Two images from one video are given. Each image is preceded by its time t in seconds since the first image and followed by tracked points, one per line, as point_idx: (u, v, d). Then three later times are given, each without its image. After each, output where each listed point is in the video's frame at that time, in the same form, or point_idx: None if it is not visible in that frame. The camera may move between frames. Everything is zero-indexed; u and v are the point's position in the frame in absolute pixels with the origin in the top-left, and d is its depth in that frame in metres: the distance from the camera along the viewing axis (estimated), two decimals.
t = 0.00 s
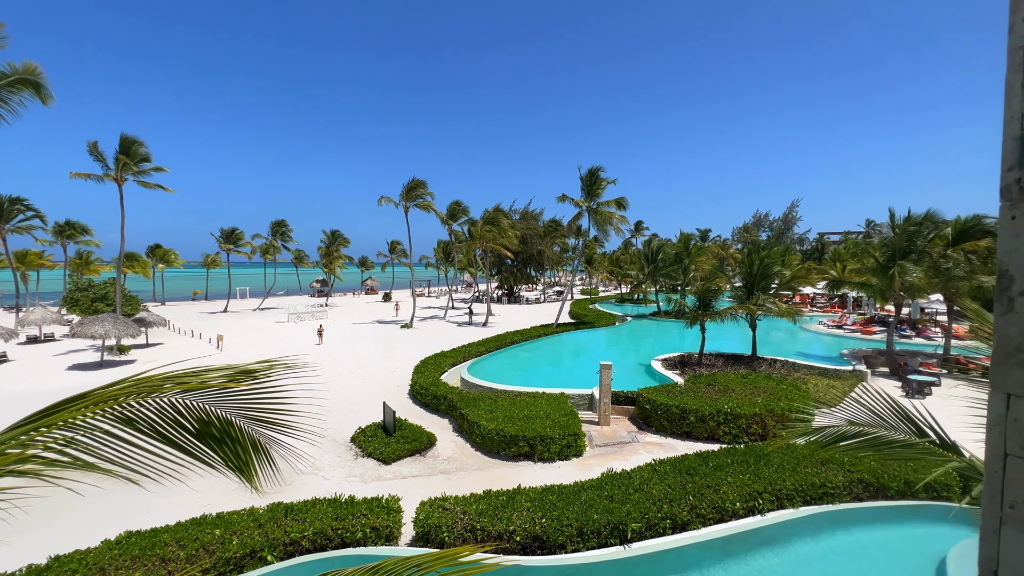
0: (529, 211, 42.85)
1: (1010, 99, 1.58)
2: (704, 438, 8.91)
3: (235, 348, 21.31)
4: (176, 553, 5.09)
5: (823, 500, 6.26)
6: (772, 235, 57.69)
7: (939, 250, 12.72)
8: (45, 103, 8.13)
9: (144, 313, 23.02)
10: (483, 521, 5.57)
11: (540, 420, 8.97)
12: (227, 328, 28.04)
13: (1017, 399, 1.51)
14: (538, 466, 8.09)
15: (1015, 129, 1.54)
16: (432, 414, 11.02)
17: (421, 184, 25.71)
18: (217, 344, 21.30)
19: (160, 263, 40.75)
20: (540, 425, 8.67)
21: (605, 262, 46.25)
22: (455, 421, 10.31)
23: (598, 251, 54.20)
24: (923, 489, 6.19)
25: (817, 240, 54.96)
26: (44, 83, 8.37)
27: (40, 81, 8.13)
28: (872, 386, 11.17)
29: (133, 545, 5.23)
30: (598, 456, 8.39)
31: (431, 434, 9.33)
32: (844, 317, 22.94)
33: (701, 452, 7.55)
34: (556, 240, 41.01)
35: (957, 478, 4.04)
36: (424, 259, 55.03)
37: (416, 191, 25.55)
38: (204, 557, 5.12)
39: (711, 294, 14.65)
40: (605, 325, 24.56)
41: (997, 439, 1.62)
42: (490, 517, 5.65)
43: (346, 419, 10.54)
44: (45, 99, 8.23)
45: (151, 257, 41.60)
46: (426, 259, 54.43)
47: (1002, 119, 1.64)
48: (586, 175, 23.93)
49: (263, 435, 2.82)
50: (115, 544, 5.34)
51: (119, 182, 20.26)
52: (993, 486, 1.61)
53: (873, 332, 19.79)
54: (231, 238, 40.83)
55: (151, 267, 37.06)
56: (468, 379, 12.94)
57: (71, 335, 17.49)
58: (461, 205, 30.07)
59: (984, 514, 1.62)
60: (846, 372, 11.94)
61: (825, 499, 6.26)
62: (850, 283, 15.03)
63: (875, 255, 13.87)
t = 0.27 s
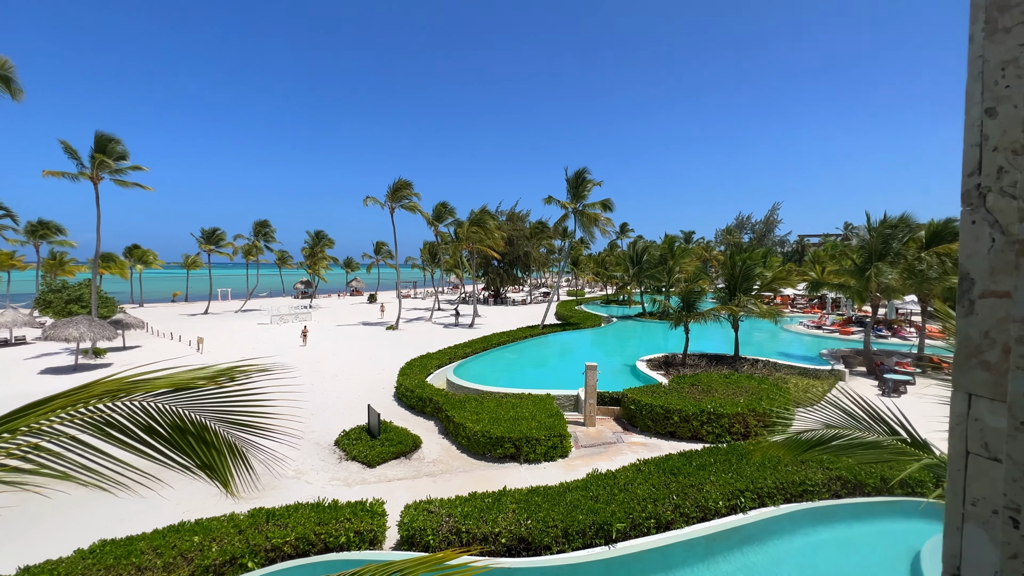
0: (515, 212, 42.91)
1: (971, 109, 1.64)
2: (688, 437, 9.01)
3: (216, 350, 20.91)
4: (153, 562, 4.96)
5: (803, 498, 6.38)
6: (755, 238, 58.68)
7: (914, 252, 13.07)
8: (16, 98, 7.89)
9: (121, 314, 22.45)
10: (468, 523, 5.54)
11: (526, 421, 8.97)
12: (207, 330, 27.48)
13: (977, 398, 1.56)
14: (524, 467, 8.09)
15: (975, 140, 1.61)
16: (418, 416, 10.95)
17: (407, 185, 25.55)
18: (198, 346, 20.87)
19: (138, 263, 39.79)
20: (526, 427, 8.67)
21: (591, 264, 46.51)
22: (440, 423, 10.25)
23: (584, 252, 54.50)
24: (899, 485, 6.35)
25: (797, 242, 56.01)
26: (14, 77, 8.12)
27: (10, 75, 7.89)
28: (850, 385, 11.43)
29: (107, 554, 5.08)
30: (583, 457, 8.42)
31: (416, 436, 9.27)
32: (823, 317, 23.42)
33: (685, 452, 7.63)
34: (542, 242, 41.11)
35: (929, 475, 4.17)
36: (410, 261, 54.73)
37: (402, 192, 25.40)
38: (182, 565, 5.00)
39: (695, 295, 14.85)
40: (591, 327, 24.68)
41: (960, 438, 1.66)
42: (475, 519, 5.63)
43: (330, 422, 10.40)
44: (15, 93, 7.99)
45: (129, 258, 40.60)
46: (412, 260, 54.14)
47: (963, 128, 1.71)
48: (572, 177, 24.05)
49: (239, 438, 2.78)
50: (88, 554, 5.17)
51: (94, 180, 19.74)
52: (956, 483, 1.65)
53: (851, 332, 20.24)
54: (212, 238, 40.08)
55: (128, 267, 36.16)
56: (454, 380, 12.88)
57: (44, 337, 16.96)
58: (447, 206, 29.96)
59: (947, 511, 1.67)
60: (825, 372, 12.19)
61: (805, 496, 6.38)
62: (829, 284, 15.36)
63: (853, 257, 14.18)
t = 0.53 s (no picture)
0: (506, 213, 42.91)
1: (947, 112, 1.67)
2: (678, 437, 9.07)
3: (204, 353, 20.64)
4: (137, 568, 4.88)
5: (791, 496, 6.45)
6: (743, 239, 59.33)
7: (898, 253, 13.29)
8: None
9: (106, 317, 22.08)
10: (460, 525, 5.52)
11: (517, 422, 8.96)
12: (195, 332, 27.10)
13: (953, 398, 1.59)
14: (515, 468, 8.09)
15: (950, 144, 1.65)
16: (409, 418, 10.90)
17: (397, 186, 25.45)
18: (185, 349, 20.57)
19: (124, 265, 39.18)
20: (517, 427, 8.67)
21: (582, 264, 46.61)
22: (431, 425, 10.22)
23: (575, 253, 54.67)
24: (884, 482, 6.45)
25: (785, 243, 56.72)
26: None
27: None
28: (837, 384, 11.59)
29: (90, 561, 4.98)
30: (574, 457, 8.44)
31: (408, 438, 9.25)
32: (810, 317, 23.72)
33: (675, 451, 7.68)
34: (534, 243, 41.15)
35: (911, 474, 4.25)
36: (401, 262, 54.51)
37: (392, 193, 25.31)
38: (168, 571, 4.93)
39: (684, 296, 14.96)
40: (582, 327, 24.77)
41: (937, 436, 1.69)
42: (467, 520, 5.62)
43: (320, 425, 10.32)
44: None
45: (114, 259, 39.91)
46: (403, 261, 53.94)
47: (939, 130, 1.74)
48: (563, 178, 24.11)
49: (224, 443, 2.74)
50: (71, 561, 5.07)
51: (78, 180, 19.38)
52: (933, 481, 1.68)
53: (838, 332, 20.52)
54: (199, 240, 39.57)
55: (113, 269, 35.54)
56: (446, 382, 12.85)
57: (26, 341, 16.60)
58: (438, 207, 29.86)
59: (926, 509, 1.70)
60: (813, 371, 12.34)
61: (793, 494, 6.46)
62: (816, 284, 15.56)
63: (839, 258, 14.37)
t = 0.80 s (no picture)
0: (502, 214, 42.93)
1: (937, 111, 1.71)
2: (675, 436, 9.10)
3: (199, 355, 20.53)
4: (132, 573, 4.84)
5: (788, 495, 6.48)
6: (738, 238, 59.62)
7: (891, 252, 13.39)
8: None
9: (99, 320, 21.89)
10: (457, 526, 5.52)
11: (514, 423, 8.96)
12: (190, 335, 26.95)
13: (944, 394, 1.61)
14: (512, 469, 8.09)
15: (939, 143, 1.68)
16: (405, 419, 10.88)
17: (393, 187, 25.41)
18: (180, 352, 20.45)
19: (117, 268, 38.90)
20: (514, 428, 8.67)
21: (578, 264, 46.66)
22: (428, 426, 10.20)
23: (571, 253, 54.74)
24: (879, 480, 6.48)
25: (780, 242, 56.98)
26: None
27: None
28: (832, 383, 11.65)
29: (84, 566, 4.94)
30: (572, 458, 8.45)
31: (404, 439, 9.23)
32: (805, 316, 23.84)
33: (671, 451, 7.70)
34: (530, 243, 41.17)
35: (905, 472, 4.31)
36: (397, 263, 54.39)
37: (388, 194, 25.26)
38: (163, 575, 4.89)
39: (680, 296, 15.01)
40: (578, 328, 24.81)
41: (929, 433, 1.71)
42: (464, 522, 5.60)
43: (316, 427, 10.28)
44: None
45: (108, 262, 39.60)
46: (399, 262, 53.82)
47: (930, 129, 1.77)
48: (559, 179, 24.15)
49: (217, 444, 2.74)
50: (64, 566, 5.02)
51: (71, 182, 19.23)
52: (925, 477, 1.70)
53: (833, 331, 20.64)
54: (194, 242, 39.37)
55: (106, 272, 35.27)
56: (442, 383, 12.83)
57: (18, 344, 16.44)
58: (434, 208, 29.82)
59: (918, 506, 1.71)
60: (807, 370, 12.41)
61: (789, 493, 6.49)
62: (811, 284, 15.66)
63: (833, 257, 14.47)
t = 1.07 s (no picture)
0: (501, 214, 42.94)
1: (943, 107, 1.69)
2: (676, 435, 9.10)
3: (198, 357, 20.51)
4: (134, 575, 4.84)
5: (789, 492, 6.49)
6: (738, 237, 59.68)
7: (890, 249, 13.40)
8: None
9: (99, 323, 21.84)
10: (459, 527, 5.51)
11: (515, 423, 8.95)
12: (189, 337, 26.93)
13: (953, 392, 1.61)
14: (514, 469, 8.08)
15: (946, 138, 1.67)
16: (406, 420, 10.88)
17: (392, 188, 25.40)
18: (180, 354, 20.42)
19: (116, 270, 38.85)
20: (515, 428, 8.66)
21: (577, 264, 46.62)
22: (429, 427, 10.20)
23: (571, 253, 54.73)
24: (881, 478, 6.49)
25: (780, 240, 57.02)
26: None
27: None
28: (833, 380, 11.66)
29: (86, 567, 4.94)
30: (573, 457, 8.44)
31: (405, 440, 9.22)
32: (805, 314, 23.86)
33: (673, 450, 7.71)
34: (529, 243, 41.16)
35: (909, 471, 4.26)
36: (396, 264, 54.39)
37: (387, 195, 25.25)
38: None
39: (680, 295, 15.00)
40: (578, 327, 24.80)
41: (938, 431, 1.71)
42: (465, 522, 5.60)
43: (316, 428, 10.27)
44: None
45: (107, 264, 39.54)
46: (398, 263, 53.81)
47: (936, 125, 1.76)
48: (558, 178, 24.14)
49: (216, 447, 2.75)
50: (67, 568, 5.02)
51: (69, 185, 19.19)
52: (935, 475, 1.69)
53: (832, 328, 20.65)
54: (193, 244, 39.33)
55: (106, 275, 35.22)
56: (442, 383, 12.82)
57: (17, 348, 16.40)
58: (433, 209, 29.80)
59: (928, 504, 1.71)
60: (808, 368, 12.42)
61: (791, 491, 6.50)
62: (811, 282, 15.67)
63: (833, 255, 14.49)
